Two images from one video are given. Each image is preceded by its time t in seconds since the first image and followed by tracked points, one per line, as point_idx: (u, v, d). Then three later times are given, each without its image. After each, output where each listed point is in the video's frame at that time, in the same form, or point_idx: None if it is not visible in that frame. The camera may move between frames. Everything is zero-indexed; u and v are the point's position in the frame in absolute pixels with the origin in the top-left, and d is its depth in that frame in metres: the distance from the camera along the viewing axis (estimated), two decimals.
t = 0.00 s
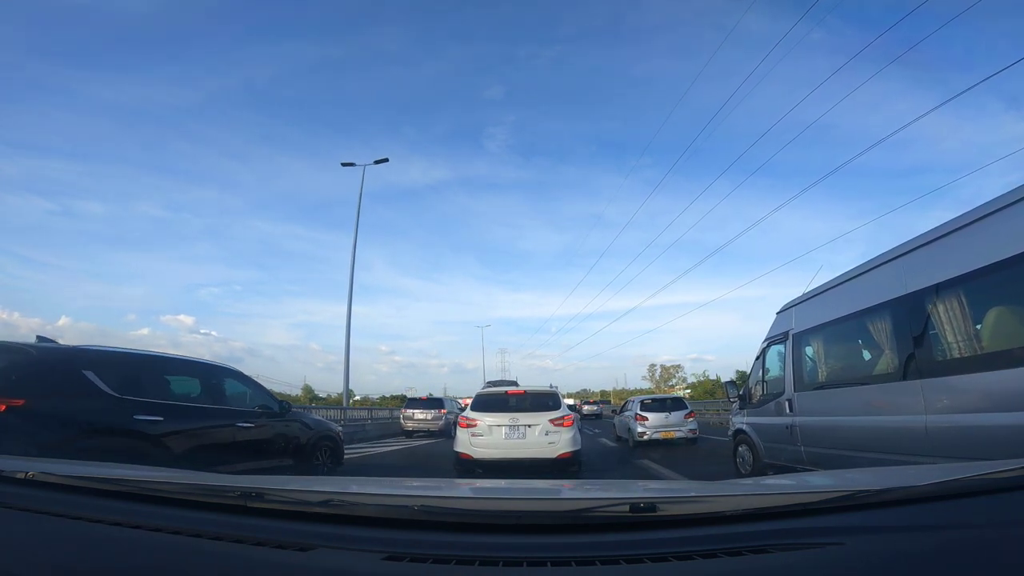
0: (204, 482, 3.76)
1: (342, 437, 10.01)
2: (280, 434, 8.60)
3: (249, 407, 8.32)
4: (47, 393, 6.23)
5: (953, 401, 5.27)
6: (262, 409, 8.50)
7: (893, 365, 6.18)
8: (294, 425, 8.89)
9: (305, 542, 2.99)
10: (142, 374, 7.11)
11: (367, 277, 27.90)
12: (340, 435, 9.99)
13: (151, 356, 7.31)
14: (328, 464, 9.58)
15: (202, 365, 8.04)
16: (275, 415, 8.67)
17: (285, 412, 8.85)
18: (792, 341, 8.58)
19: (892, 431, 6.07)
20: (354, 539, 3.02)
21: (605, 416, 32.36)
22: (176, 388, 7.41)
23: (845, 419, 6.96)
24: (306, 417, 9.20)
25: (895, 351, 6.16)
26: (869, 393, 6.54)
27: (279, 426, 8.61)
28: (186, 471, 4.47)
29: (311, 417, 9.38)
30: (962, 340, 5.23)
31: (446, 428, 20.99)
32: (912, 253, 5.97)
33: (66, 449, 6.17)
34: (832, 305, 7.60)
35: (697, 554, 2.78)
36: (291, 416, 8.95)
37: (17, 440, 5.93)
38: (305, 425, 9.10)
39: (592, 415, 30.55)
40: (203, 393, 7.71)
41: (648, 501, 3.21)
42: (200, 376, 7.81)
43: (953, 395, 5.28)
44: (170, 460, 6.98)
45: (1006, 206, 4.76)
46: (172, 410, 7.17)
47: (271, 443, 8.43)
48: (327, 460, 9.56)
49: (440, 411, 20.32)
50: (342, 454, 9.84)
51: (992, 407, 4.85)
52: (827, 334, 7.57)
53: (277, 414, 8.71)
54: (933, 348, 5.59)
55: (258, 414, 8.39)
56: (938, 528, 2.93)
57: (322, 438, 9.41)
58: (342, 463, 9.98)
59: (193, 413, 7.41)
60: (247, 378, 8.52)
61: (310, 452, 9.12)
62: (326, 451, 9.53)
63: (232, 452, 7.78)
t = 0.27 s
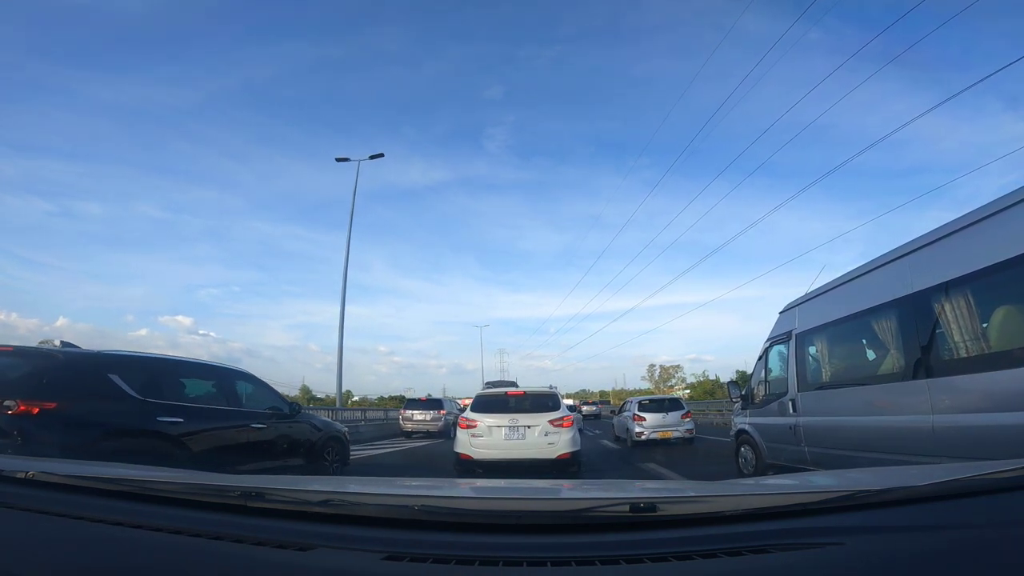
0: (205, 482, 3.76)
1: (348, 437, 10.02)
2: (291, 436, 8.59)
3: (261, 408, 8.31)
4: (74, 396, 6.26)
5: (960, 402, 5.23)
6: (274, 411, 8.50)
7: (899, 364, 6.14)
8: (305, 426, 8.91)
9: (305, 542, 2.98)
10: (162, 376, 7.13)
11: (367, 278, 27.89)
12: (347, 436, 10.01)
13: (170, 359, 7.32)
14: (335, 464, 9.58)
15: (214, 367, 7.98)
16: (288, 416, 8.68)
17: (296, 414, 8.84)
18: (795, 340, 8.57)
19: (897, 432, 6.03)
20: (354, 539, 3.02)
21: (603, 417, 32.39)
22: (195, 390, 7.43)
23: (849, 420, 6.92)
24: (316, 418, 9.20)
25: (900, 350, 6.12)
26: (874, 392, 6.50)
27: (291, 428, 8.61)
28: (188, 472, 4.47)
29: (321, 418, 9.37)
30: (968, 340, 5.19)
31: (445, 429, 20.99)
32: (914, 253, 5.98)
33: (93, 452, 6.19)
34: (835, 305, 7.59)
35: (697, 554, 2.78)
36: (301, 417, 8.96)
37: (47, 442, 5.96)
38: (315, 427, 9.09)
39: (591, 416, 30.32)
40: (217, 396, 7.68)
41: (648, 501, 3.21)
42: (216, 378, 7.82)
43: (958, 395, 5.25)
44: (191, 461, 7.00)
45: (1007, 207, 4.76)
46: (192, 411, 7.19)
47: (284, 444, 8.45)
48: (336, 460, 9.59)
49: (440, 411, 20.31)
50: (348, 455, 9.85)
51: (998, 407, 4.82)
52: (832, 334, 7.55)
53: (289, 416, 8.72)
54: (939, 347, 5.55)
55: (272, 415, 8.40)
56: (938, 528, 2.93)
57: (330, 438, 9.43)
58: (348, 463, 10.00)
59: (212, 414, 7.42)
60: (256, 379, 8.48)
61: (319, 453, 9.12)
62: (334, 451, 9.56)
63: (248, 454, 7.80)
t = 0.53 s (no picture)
0: (205, 482, 3.76)
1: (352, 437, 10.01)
2: (298, 436, 8.58)
3: (270, 409, 8.31)
4: (92, 398, 6.28)
5: (965, 401, 5.20)
6: (282, 411, 8.50)
7: (903, 364, 6.10)
8: (312, 426, 8.91)
9: (305, 542, 2.98)
10: (175, 377, 7.13)
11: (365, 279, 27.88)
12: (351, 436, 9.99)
13: (182, 360, 7.32)
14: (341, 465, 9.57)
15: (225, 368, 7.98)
16: (295, 416, 8.68)
17: (302, 415, 8.82)
18: (798, 340, 8.57)
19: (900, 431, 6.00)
20: (354, 539, 3.02)
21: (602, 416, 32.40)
22: (207, 391, 7.43)
23: (853, 419, 6.88)
24: (321, 418, 9.19)
25: (905, 349, 6.08)
26: (878, 392, 6.47)
27: (298, 428, 8.61)
28: (188, 472, 4.47)
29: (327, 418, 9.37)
30: (975, 339, 5.15)
31: (444, 429, 20.97)
32: (915, 253, 5.98)
33: (111, 453, 6.20)
34: (838, 304, 7.59)
35: (698, 554, 2.78)
36: (308, 417, 8.95)
37: (67, 443, 5.99)
38: (320, 428, 9.08)
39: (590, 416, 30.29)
40: (229, 397, 7.68)
41: (648, 501, 3.21)
42: (226, 379, 7.82)
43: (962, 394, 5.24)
44: (207, 461, 6.98)
45: (1010, 207, 4.76)
46: (206, 412, 7.19)
47: (292, 444, 8.45)
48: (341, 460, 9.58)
49: (438, 411, 20.30)
50: (352, 454, 9.84)
51: (1004, 407, 4.80)
52: (835, 333, 7.53)
53: (296, 416, 8.72)
54: (946, 343, 5.50)
55: (281, 416, 8.40)
56: (937, 528, 2.94)
57: (336, 438, 9.42)
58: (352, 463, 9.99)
59: (225, 414, 7.42)
60: (265, 381, 8.50)
61: (325, 453, 9.12)
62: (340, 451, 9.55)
63: (259, 454, 7.80)
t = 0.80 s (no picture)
0: (204, 482, 3.75)
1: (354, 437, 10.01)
2: (300, 436, 8.57)
3: (274, 409, 8.30)
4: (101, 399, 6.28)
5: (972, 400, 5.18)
6: (286, 412, 8.49)
7: (908, 363, 6.07)
8: (315, 427, 8.90)
9: (306, 542, 2.98)
10: (183, 378, 7.13)
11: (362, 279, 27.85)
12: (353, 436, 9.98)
13: (188, 361, 7.30)
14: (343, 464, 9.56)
15: (229, 368, 7.97)
16: (298, 416, 8.66)
17: (305, 415, 8.81)
18: (800, 341, 8.57)
19: (903, 430, 5.98)
20: (354, 539, 3.02)
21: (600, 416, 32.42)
22: (212, 391, 7.42)
23: (855, 419, 6.85)
24: (323, 418, 9.19)
25: (909, 348, 6.05)
26: (881, 392, 6.44)
27: (300, 428, 8.59)
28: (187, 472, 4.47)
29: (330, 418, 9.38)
30: (982, 338, 5.13)
31: (442, 430, 20.96)
32: (918, 252, 5.98)
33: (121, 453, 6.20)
34: (840, 304, 7.60)
35: (697, 554, 2.78)
36: (311, 417, 8.94)
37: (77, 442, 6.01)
38: (322, 427, 9.08)
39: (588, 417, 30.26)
40: (235, 398, 7.67)
41: (648, 501, 3.21)
42: (232, 379, 7.82)
43: (969, 393, 5.21)
44: (214, 461, 6.97)
45: (1014, 206, 4.77)
46: (213, 412, 7.18)
47: (295, 444, 8.44)
48: (343, 459, 9.57)
49: (435, 412, 20.29)
50: (354, 454, 9.83)
51: (1010, 407, 4.78)
52: (838, 333, 7.52)
53: (300, 416, 8.71)
54: (952, 342, 5.48)
55: (286, 416, 8.39)
56: (935, 528, 2.94)
57: (338, 437, 9.41)
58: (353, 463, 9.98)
59: (232, 415, 7.41)
60: (269, 381, 8.48)
61: (327, 452, 9.11)
62: (342, 450, 9.55)
63: (265, 454, 7.79)
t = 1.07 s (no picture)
0: (205, 482, 3.74)
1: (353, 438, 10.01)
2: (300, 436, 8.56)
3: (274, 409, 8.29)
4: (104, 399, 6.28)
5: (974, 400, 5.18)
6: (285, 412, 8.48)
7: (911, 363, 6.06)
8: (315, 426, 8.90)
9: (305, 542, 2.98)
10: (183, 378, 7.12)
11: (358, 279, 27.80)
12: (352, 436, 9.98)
13: (189, 361, 7.29)
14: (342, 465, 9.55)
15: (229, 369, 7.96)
16: (297, 416, 8.65)
17: (305, 415, 8.80)
18: (801, 340, 8.58)
19: (905, 430, 5.98)
20: (354, 539, 3.01)
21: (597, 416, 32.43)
22: (213, 391, 7.41)
23: (857, 419, 6.84)
24: (322, 418, 9.19)
25: (913, 347, 6.04)
26: (883, 392, 6.43)
27: (299, 428, 8.58)
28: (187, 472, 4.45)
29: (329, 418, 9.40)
30: (987, 337, 5.10)
31: (439, 430, 20.95)
32: (920, 251, 6.01)
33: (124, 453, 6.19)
34: (842, 303, 7.60)
35: (698, 554, 2.78)
36: (310, 417, 8.94)
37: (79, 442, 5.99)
38: (322, 427, 9.07)
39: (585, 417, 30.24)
40: (235, 398, 7.66)
41: (648, 501, 3.21)
42: (232, 379, 7.80)
43: (971, 393, 5.21)
44: (215, 461, 6.96)
45: (1015, 205, 4.78)
46: (213, 412, 7.17)
47: (294, 443, 8.43)
48: (342, 459, 9.57)
49: (432, 411, 20.28)
50: (352, 454, 9.83)
51: (1012, 407, 4.78)
52: (840, 332, 7.53)
53: (299, 416, 8.70)
54: (955, 340, 5.46)
55: (285, 416, 8.39)
56: (935, 528, 2.95)
57: (337, 437, 9.41)
58: (352, 464, 9.96)
59: (232, 415, 7.40)
60: (269, 381, 8.47)
61: (326, 452, 9.11)
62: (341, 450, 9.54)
63: (264, 453, 7.79)
